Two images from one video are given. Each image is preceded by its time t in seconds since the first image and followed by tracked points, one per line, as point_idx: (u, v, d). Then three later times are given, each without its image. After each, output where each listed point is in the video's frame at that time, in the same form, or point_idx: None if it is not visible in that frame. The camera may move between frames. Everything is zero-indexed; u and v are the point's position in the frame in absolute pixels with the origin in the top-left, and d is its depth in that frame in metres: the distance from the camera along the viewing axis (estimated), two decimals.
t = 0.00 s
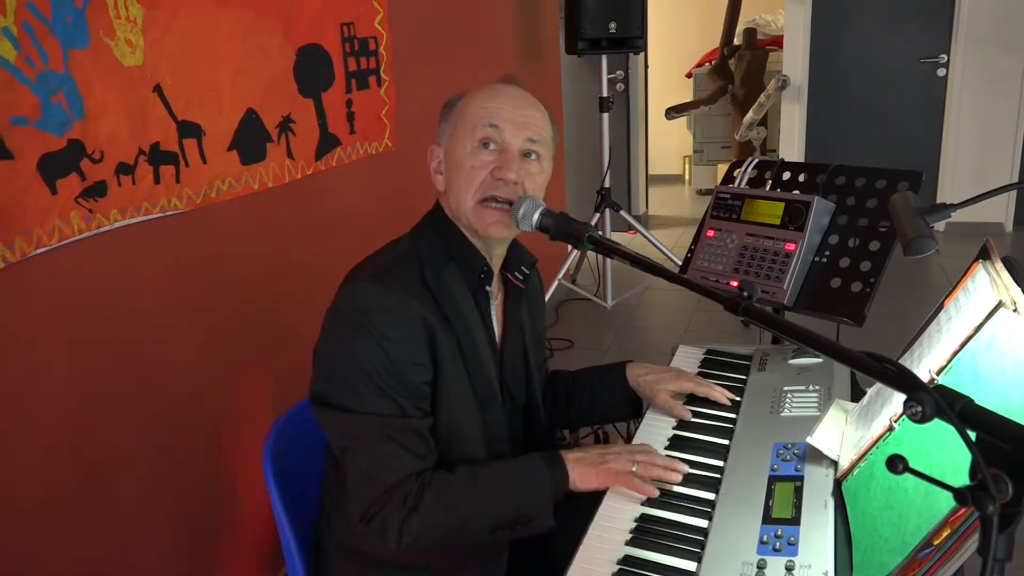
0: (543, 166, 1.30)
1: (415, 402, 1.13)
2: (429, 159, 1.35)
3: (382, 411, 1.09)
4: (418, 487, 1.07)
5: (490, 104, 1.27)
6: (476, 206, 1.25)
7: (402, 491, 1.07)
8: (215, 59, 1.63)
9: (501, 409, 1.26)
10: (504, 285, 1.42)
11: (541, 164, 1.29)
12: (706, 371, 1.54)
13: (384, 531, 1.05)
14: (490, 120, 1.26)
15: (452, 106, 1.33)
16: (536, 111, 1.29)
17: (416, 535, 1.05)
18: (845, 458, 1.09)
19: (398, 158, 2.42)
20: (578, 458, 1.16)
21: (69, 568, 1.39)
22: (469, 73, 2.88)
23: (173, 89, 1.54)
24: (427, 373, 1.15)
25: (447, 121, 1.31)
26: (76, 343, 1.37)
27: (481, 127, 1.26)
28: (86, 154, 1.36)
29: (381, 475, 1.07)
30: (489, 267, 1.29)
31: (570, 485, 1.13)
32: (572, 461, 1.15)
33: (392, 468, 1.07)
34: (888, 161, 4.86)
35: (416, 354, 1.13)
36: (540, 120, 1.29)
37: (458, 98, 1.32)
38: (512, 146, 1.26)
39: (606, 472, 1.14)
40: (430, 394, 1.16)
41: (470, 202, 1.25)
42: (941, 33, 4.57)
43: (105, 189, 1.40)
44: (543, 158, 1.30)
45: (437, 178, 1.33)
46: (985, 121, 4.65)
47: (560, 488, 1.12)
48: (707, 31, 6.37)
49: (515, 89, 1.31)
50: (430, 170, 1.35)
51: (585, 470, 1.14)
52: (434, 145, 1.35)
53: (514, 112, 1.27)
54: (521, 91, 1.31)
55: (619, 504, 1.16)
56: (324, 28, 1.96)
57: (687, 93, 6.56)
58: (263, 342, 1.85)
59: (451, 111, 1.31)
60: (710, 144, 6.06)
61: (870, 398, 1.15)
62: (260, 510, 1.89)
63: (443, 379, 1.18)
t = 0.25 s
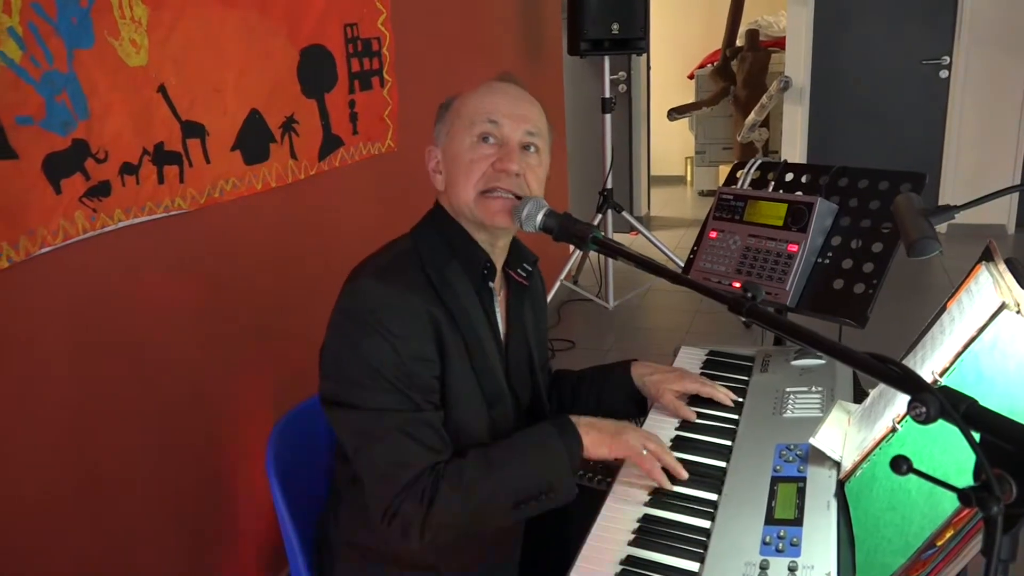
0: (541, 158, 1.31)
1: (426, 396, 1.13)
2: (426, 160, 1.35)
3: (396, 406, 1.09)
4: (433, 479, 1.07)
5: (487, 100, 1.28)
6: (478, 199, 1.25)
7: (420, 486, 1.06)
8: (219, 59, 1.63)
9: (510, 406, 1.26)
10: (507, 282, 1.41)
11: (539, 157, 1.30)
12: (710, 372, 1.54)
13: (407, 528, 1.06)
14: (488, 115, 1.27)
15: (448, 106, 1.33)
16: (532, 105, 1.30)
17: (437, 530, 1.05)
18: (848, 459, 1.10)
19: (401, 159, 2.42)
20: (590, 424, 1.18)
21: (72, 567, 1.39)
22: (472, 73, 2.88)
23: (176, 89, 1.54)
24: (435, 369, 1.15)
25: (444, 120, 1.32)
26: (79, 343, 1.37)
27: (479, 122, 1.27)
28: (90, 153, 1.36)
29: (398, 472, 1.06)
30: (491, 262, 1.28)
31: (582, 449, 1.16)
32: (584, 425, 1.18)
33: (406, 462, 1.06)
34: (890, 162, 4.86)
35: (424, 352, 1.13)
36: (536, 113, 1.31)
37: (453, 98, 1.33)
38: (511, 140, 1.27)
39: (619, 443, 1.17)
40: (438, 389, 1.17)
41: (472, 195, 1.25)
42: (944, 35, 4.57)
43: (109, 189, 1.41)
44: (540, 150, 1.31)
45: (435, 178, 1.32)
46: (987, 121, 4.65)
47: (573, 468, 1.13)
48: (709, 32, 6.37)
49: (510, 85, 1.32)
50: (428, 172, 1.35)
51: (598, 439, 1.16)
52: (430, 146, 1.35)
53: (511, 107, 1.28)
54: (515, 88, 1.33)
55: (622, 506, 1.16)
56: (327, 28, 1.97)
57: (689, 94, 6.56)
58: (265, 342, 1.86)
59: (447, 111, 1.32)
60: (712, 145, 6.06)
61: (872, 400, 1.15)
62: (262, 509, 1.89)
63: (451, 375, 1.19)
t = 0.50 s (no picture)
0: (545, 165, 1.31)
1: (419, 398, 1.13)
2: (428, 160, 1.35)
3: (393, 410, 1.10)
4: (430, 484, 1.08)
5: (493, 104, 1.28)
6: (482, 206, 1.25)
7: (417, 490, 1.07)
8: (223, 60, 1.64)
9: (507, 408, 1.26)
10: (506, 284, 1.41)
11: (543, 164, 1.30)
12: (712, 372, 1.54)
13: (401, 529, 1.07)
14: (493, 120, 1.27)
15: (452, 107, 1.33)
16: (538, 112, 1.30)
17: (434, 530, 1.06)
18: (850, 461, 1.10)
19: (403, 160, 2.43)
20: (590, 442, 1.18)
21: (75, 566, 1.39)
22: (474, 75, 2.88)
23: (180, 89, 1.54)
24: (431, 370, 1.15)
25: (448, 122, 1.31)
26: (83, 342, 1.38)
27: (485, 127, 1.27)
28: (94, 154, 1.36)
29: (396, 475, 1.07)
30: (488, 267, 1.28)
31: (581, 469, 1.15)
32: (583, 443, 1.18)
33: (403, 465, 1.07)
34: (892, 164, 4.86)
35: (421, 354, 1.13)
36: (542, 120, 1.30)
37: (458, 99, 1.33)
38: (516, 147, 1.27)
39: (618, 460, 1.16)
40: (433, 389, 1.16)
41: (476, 202, 1.25)
42: (945, 37, 4.57)
43: (113, 189, 1.41)
44: (545, 157, 1.31)
45: (438, 179, 1.33)
46: (989, 123, 4.66)
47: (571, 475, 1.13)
48: (711, 33, 6.38)
49: (516, 90, 1.32)
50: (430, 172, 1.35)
51: (598, 456, 1.16)
52: (433, 146, 1.35)
53: (517, 113, 1.28)
54: (520, 92, 1.32)
55: (625, 506, 1.17)
56: (331, 29, 1.97)
57: (691, 96, 6.57)
58: (268, 342, 1.86)
59: (452, 112, 1.31)
60: (714, 147, 6.06)
61: (875, 401, 1.15)
62: (264, 509, 1.89)
63: (446, 375, 1.18)
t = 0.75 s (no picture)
0: (553, 166, 1.31)
1: (423, 400, 1.13)
2: (438, 160, 1.35)
3: (394, 412, 1.10)
4: (429, 487, 1.08)
5: (501, 104, 1.28)
6: (489, 206, 1.26)
7: (415, 493, 1.08)
8: (230, 61, 1.64)
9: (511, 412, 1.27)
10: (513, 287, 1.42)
11: (551, 164, 1.30)
12: (717, 374, 1.54)
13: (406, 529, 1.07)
14: (501, 120, 1.27)
15: (462, 107, 1.33)
16: (546, 113, 1.30)
17: (430, 532, 1.07)
18: (856, 463, 1.09)
19: (408, 161, 2.43)
20: (588, 451, 1.16)
21: (81, 565, 1.39)
22: (479, 76, 2.89)
23: (187, 89, 1.55)
24: (436, 373, 1.15)
25: (457, 122, 1.32)
26: (89, 341, 1.38)
27: (492, 127, 1.27)
28: (102, 153, 1.37)
29: (394, 477, 1.08)
30: (496, 270, 1.28)
31: (578, 478, 1.13)
32: (581, 451, 1.16)
33: (402, 468, 1.07)
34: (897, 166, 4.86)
35: (426, 355, 1.14)
36: (550, 121, 1.31)
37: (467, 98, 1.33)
38: (524, 147, 1.27)
39: (614, 469, 1.15)
40: (439, 394, 1.17)
41: (483, 202, 1.26)
42: (951, 39, 4.57)
43: (120, 189, 1.41)
44: (554, 158, 1.31)
45: (447, 179, 1.33)
46: (994, 125, 4.65)
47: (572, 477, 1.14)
48: (715, 35, 6.38)
49: (525, 91, 1.32)
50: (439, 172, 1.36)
51: (595, 465, 1.14)
52: (442, 146, 1.35)
53: (525, 113, 1.28)
54: (529, 92, 1.32)
55: (631, 507, 1.17)
56: (337, 30, 1.98)
57: (695, 98, 6.57)
58: (273, 342, 1.86)
59: (461, 112, 1.32)
60: (718, 149, 6.06)
61: (881, 403, 1.15)
62: (268, 509, 1.90)
63: (451, 377, 1.18)
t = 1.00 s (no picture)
0: (571, 168, 1.30)
1: (441, 395, 1.13)
2: (465, 159, 1.38)
3: (412, 403, 1.10)
4: (438, 476, 1.08)
5: (521, 106, 1.28)
6: (499, 207, 1.27)
7: (425, 484, 1.08)
8: (243, 61, 1.65)
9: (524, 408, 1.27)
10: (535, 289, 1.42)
11: (568, 167, 1.30)
12: (729, 376, 1.54)
13: (417, 528, 1.07)
14: (518, 122, 1.27)
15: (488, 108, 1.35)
16: (566, 115, 1.29)
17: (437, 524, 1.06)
18: (868, 467, 1.08)
19: (419, 161, 2.43)
20: (591, 433, 1.19)
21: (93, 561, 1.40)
22: (490, 76, 2.89)
23: (201, 89, 1.55)
24: (454, 367, 1.15)
25: (481, 122, 1.34)
26: (102, 339, 1.39)
27: (510, 128, 1.28)
28: (116, 152, 1.37)
29: (407, 467, 1.07)
30: (515, 268, 1.29)
31: (584, 458, 1.15)
32: (584, 434, 1.18)
33: (416, 460, 1.08)
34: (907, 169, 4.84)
35: (447, 350, 1.14)
36: (570, 124, 1.30)
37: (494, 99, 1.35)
38: (539, 149, 1.27)
39: (618, 448, 1.17)
40: (456, 388, 1.17)
41: (494, 202, 1.27)
42: (963, 41, 4.54)
43: (133, 188, 1.42)
44: (571, 160, 1.30)
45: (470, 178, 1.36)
46: (1006, 128, 4.63)
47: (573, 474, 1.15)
48: (725, 37, 6.37)
49: (548, 94, 1.32)
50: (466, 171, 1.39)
51: (599, 447, 1.16)
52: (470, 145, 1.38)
53: (543, 115, 1.28)
54: (553, 94, 1.32)
55: (641, 509, 1.16)
56: (349, 30, 1.98)
57: (705, 99, 6.56)
58: (284, 341, 1.87)
59: (486, 112, 1.34)
60: (727, 150, 6.06)
61: (895, 406, 1.15)
62: (277, 507, 1.90)
63: (469, 376, 1.18)
